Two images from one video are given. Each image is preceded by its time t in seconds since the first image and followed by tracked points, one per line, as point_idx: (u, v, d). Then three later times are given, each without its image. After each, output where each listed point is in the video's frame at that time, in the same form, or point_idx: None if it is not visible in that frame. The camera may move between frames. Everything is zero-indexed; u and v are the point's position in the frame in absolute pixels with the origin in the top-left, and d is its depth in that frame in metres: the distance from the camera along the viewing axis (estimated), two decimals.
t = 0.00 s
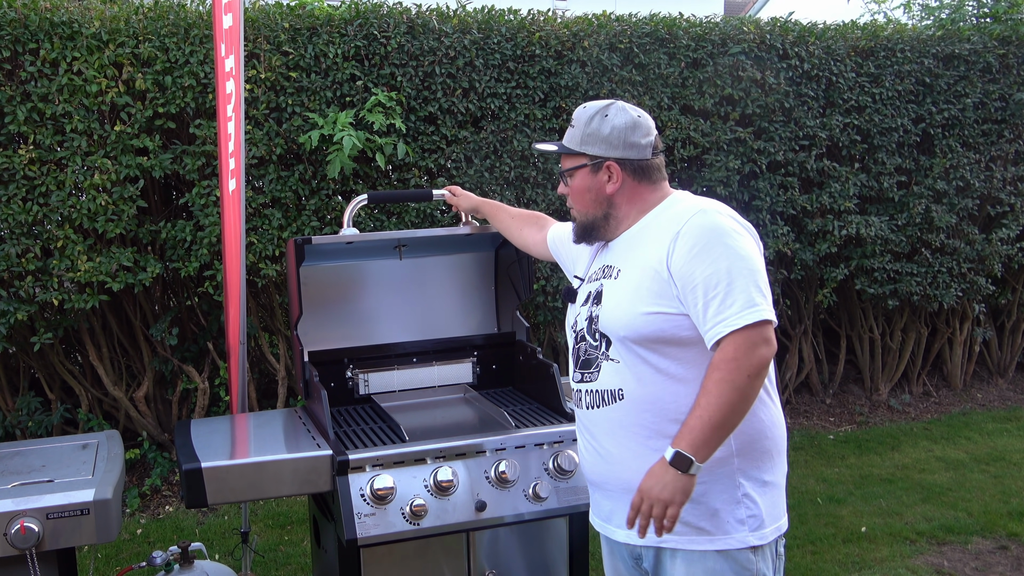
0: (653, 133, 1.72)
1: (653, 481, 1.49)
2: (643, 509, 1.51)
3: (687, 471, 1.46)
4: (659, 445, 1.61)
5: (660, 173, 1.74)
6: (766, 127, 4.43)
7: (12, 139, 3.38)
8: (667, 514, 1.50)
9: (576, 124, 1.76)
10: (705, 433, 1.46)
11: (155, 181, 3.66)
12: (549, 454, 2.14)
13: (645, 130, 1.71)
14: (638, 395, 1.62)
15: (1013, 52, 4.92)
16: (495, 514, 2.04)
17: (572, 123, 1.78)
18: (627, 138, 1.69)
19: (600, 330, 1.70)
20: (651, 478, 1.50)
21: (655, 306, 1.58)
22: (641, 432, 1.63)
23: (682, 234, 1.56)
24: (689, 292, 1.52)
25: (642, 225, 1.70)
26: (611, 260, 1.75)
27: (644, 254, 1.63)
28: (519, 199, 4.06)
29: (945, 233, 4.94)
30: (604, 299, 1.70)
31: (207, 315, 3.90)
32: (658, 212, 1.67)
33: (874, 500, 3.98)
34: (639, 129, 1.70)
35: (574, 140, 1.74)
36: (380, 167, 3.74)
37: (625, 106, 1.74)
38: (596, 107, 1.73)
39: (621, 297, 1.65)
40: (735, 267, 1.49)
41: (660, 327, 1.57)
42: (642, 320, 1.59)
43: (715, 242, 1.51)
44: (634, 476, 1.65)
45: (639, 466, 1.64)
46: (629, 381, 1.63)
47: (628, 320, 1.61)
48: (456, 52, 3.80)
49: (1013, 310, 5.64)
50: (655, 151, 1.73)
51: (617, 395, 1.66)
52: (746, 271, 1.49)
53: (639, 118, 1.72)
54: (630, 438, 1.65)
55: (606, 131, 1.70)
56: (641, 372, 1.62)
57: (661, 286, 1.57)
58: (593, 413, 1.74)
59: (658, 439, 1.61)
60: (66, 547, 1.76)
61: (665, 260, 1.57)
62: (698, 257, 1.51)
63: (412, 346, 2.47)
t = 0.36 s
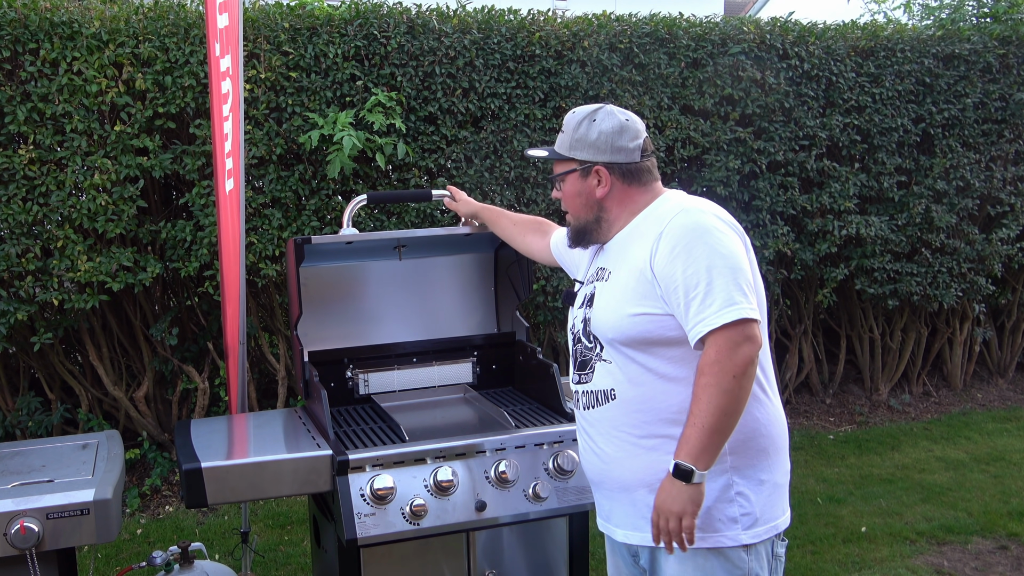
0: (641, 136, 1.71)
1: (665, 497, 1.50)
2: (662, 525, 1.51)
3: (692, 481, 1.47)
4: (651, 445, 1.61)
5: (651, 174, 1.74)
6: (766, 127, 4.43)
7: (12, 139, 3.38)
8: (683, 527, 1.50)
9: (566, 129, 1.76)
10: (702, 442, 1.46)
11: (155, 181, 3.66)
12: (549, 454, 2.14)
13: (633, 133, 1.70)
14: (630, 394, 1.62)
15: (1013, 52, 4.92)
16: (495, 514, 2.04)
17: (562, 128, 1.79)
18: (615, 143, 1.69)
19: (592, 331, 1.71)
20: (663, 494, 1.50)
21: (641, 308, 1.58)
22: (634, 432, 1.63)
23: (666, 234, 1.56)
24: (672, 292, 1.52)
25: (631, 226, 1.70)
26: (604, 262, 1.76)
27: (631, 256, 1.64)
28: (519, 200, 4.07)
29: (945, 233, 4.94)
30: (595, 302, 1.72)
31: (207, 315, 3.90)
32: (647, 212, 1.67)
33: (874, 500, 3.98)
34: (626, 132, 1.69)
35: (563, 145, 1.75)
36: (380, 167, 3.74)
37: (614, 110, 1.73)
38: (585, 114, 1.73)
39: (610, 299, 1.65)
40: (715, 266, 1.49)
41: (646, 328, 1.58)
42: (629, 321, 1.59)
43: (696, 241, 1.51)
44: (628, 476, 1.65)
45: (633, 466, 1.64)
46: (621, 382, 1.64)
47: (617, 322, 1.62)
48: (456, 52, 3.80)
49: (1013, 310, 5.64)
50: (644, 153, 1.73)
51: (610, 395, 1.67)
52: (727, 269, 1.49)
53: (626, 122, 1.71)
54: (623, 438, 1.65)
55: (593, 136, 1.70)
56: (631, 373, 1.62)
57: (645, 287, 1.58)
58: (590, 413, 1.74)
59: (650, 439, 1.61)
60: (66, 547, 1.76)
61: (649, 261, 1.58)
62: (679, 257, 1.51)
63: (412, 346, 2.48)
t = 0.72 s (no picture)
0: (631, 137, 1.72)
1: (678, 500, 1.51)
2: (674, 528, 1.52)
3: (705, 483, 1.48)
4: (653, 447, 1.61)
5: (643, 175, 1.74)
6: (766, 127, 4.43)
7: (13, 139, 3.38)
8: (697, 530, 1.51)
9: (556, 135, 1.77)
10: (713, 444, 1.47)
11: (155, 181, 3.66)
12: (549, 453, 2.15)
13: (622, 135, 1.71)
14: (632, 397, 1.62)
15: (1013, 52, 4.92)
16: (495, 513, 2.04)
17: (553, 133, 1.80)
18: (603, 148, 1.70)
19: (591, 335, 1.71)
20: (676, 497, 1.51)
21: (644, 310, 1.58)
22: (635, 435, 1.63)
23: (668, 235, 1.56)
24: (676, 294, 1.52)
25: (630, 228, 1.70)
26: (603, 265, 1.76)
27: (632, 257, 1.64)
28: (519, 200, 4.07)
29: (945, 234, 4.94)
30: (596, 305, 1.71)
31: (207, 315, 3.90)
32: (645, 214, 1.68)
33: (874, 500, 3.98)
34: (615, 136, 1.69)
35: (554, 150, 1.76)
36: (381, 167, 3.74)
37: (603, 113, 1.73)
38: (574, 119, 1.74)
39: (612, 301, 1.65)
40: (719, 268, 1.49)
41: (649, 331, 1.58)
42: (632, 323, 1.59)
43: (699, 243, 1.51)
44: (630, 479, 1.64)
45: (634, 468, 1.63)
46: (623, 384, 1.64)
47: (620, 325, 1.62)
48: (456, 52, 3.80)
49: (1013, 310, 5.64)
50: (635, 155, 1.73)
51: (611, 398, 1.66)
52: (730, 270, 1.49)
53: (615, 124, 1.71)
54: (624, 440, 1.65)
55: (582, 141, 1.70)
56: (633, 375, 1.62)
57: (648, 289, 1.58)
58: (590, 417, 1.74)
59: (652, 441, 1.61)
60: (67, 547, 1.76)
61: (652, 262, 1.58)
62: (683, 259, 1.52)
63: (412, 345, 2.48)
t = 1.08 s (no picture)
0: (625, 140, 1.72)
1: (675, 479, 1.49)
2: (668, 506, 1.51)
3: (706, 464, 1.47)
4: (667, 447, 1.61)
5: (638, 177, 1.75)
6: (766, 127, 4.43)
7: (12, 139, 3.38)
8: (693, 510, 1.49)
9: (550, 138, 1.77)
10: (719, 426, 1.46)
11: (155, 181, 3.66)
12: (549, 453, 2.14)
13: (616, 139, 1.71)
14: (644, 397, 1.62)
15: (1013, 52, 4.91)
16: (496, 513, 2.04)
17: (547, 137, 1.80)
18: (597, 151, 1.70)
19: (598, 336, 1.70)
20: (672, 476, 1.50)
21: (655, 304, 1.57)
22: (648, 434, 1.62)
23: (676, 229, 1.56)
24: (688, 285, 1.52)
25: (632, 226, 1.70)
26: (605, 265, 1.75)
27: (639, 254, 1.63)
28: (519, 200, 4.07)
29: (945, 233, 4.94)
30: (602, 304, 1.70)
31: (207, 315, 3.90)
32: (648, 211, 1.68)
33: (874, 500, 3.98)
34: (610, 138, 1.70)
35: (548, 154, 1.76)
36: (380, 167, 3.74)
37: (596, 116, 1.73)
38: (569, 122, 1.74)
39: (620, 298, 1.64)
40: (729, 257, 1.49)
41: (662, 325, 1.57)
42: (643, 319, 1.58)
43: (706, 233, 1.52)
44: (644, 479, 1.64)
45: (647, 468, 1.63)
46: (633, 384, 1.63)
47: (630, 322, 1.61)
48: (456, 52, 3.80)
49: (1013, 310, 5.64)
50: (629, 158, 1.74)
51: (623, 398, 1.66)
52: (740, 258, 1.49)
53: (609, 127, 1.71)
54: (636, 440, 1.64)
55: (576, 144, 1.71)
56: (645, 374, 1.61)
57: (659, 283, 1.57)
58: (599, 420, 1.73)
59: (665, 440, 1.61)
60: (67, 547, 1.76)
61: (661, 256, 1.57)
62: (692, 249, 1.52)
63: (411, 345, 2.48)
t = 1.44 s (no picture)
0: (627, 140, 1.73)
1: (718, 494, 1.49)
2: (717, 522, 1.50)
3: (748, 475, 1.47)
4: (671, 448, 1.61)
5: (640, 176, 1.75)
6: (766, 127, 4.43)
7: (12, 139, 3.38)
8: (742, 522, 1.50)
9: (551, 138, 1.76)
10: (752, 434, 1.46)
11: (155, 181, 3.66)
12: (549, 453, 2.14)
13: (618, 138, 1.71)
14: (650, 399, 1.62)
15: (1013, 52, 4.91)
16: (496, 513, 2.04)
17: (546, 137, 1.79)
18: (600, 151, 1.70)
19: (603, 337, 1.70)
20: (715, 491, 1.50)
21: (666, 306, 1.57)
22: (652, 436, 1.63)
23: (686, 231, 1.56)
24: (701, 288, 1.52)
25: (638, 227, 1.69)
26: (608, 266, 1.74)
27: (646, 255, 1.63)
28: (519, 200, 4.07)
29: (945, 234, 4.94)
30: (607, 306, 1.69)
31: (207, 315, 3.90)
32: (653, 213, 1.68)
33: (874, 500, 3.98)
34: (613, 138, 1.70)
35: (549, 155, 1.76)
36: (380, 167, 3.74)
37: (597, 115, 1.74)
38: (576, 120, 1.73)
39: (628, 300, 1.63)
40: (742, 260, 1.50)
41: (673, 328, 1.57)
42: (654, 321, 1.58)
43: (718, 236, 1.52)
44: (649, 481, 1.64)
45: (651, 470, 1.64)
46: (639, 386, 1.63)
47: (640, 324, 1.60)
48: (456, 52, 3.80)
49: (1013, 310, 5.64)
50: (631, 157, 1.74)
51: (628, 401, 1.66)
52: (753, 262, 1.50)
53: (611, 127, 1.72)
54: (641, 441, 1.64)
55: (579, 144, 1.71)
56: (651, 376, 1.62)
57: (669, 286, 1.57)
58: (603, 422, 1.73)
59: (670, 442, 1.61)
60: (67, 547, 1.76)
61: (671, 258, 1.57)
62: (705, 252, 1.52)
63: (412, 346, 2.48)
